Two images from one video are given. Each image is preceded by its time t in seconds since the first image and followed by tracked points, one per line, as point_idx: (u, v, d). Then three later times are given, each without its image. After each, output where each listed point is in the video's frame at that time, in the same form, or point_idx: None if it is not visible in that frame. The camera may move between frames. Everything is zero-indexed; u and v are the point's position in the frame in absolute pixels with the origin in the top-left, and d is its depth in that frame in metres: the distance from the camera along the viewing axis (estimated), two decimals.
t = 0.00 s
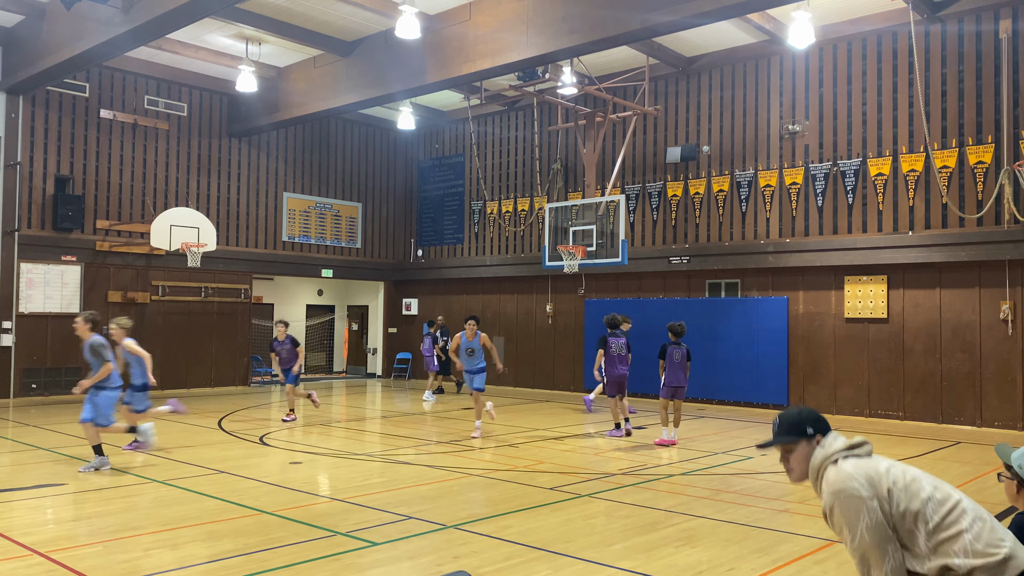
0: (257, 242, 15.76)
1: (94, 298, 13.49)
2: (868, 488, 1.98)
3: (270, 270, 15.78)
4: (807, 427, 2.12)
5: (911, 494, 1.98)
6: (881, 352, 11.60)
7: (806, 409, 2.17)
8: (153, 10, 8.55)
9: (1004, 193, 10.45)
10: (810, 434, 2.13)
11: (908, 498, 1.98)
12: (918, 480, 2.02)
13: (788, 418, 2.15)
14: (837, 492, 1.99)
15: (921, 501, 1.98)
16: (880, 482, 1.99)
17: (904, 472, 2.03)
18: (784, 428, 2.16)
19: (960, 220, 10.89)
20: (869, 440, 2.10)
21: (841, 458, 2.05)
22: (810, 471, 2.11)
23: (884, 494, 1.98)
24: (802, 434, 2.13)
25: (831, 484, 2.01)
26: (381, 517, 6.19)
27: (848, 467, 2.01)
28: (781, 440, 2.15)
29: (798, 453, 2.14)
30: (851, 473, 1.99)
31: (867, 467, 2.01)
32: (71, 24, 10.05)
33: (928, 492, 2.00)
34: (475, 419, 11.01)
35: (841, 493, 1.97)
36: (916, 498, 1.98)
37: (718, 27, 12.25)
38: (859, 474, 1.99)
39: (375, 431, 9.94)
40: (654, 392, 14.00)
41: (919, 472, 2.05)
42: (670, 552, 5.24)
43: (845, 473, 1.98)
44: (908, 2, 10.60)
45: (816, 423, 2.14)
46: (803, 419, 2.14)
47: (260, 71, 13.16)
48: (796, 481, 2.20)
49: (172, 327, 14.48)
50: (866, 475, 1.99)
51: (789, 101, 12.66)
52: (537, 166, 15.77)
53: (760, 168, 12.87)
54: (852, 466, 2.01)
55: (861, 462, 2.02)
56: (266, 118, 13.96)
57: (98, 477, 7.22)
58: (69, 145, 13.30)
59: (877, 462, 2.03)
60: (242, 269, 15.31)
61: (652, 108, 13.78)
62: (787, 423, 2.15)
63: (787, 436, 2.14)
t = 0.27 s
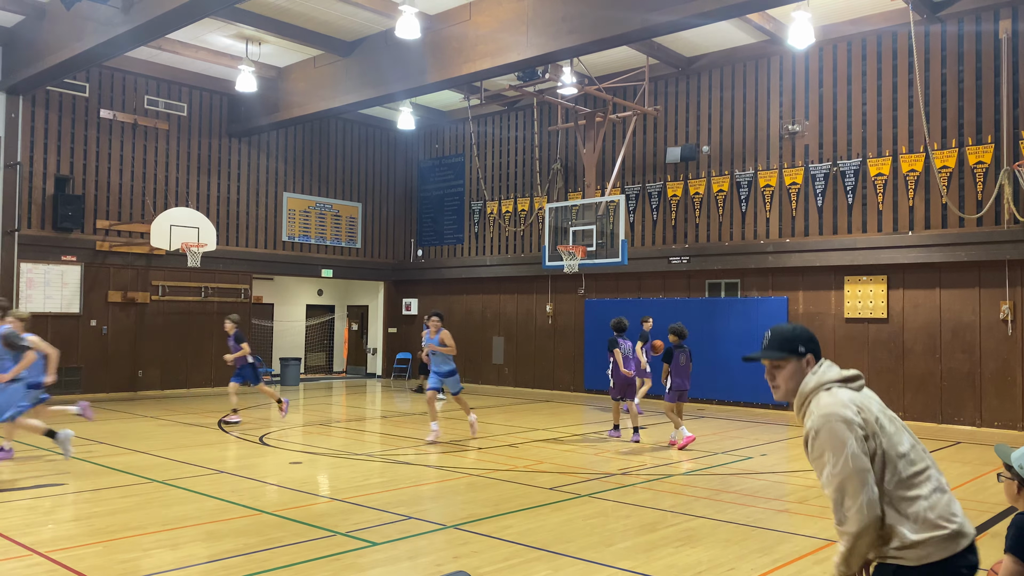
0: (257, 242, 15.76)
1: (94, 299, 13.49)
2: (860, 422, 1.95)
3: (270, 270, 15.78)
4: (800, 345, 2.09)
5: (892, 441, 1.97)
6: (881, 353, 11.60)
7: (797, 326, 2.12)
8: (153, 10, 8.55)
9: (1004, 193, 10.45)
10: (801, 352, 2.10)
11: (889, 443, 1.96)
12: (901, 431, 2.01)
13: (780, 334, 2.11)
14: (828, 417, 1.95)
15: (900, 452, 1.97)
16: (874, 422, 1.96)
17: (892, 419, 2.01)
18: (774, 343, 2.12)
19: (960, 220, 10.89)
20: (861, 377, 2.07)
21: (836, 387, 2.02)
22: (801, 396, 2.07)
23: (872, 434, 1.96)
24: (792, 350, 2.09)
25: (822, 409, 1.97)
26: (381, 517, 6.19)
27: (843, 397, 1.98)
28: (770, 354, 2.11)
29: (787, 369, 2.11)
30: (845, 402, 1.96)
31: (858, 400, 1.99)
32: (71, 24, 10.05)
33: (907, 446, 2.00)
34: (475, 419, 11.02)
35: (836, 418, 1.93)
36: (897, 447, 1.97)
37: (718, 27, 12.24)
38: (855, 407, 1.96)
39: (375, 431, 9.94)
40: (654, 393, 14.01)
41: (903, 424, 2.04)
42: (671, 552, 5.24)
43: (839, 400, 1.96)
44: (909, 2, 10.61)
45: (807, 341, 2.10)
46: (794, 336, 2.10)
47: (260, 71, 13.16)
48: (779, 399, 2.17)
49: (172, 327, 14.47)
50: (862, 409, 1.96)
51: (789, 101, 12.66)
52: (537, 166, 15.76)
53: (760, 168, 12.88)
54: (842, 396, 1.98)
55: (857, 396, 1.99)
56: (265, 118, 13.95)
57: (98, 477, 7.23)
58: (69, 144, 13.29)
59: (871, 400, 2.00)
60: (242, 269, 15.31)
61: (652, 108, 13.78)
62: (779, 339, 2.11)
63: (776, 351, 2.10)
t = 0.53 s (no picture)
0: (256, 242, 15.76)
1: (94, 299, 13.49)
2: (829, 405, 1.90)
3: (270, 270, 15.78)
4: (784, 313, 2.09)
5: (858, 432, 1.92)
6: (881, 353, 11.60)
7: (784, 293, 2.12)
8: (153, 9, 8.55)
9: (1004, 193, 10.44)
10: (785, 320, 2.10)
11: (854, 433, 1.91)
12: (872, 424, 1.96)
13: (766, 301, 2.11)
14: (796, 390, 1.92)
15: (862, 446, 1.92)
16: (844, 410, 1.91)
17: (863, 411, 1.96)
18: (759, 311, 2.12)
19: (960, 221, 10.89)
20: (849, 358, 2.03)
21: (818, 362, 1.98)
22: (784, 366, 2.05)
23: (838, 420, 1.90)
24: (777, 318, 2.09)
25: (795, 381, 1.94)
26: (381, 517, 6.19)
27: (819, 375, 1.93)
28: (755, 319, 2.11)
29: (772, 336, 2.12)
30: (819, 378, 1.92)
31: (835, 379, 1.94)
32: (71, 24, 10.05)
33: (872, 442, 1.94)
34: (475, 420, 11.03)
35: (804, 393, 1.89)
36: (860, 440, 1.92)
37: (718, 27, 12.24)
38: (828, 389, 1.91)
39: (375, 432, 9.94)
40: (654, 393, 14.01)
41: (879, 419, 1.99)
42: (670, 552, 5.24)
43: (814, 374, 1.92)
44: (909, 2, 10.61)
45: (792, 309, 2.10)
46: (780, 303, 2.10)
47: (260, 71, 13.15)
48: (762, 365, 2.18)
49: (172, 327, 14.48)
50: (835, 393, 1.91)
51: (788, 102, 12.66)
52: (537, 166, 15.76)
53: (760, 168, 12.87)
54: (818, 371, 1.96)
55: (835, 377, 1.94)
56: (265, 118, 13.94)
57: (98, 477, 7.23)
58: (69, 144, 13.29)
59: (849, 386, 1.95)
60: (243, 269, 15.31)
61: (652, 108, 13.78)
62: (764, 305, 2.11)
63: (760, 318, 2.10)
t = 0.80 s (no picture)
0: (256, 242, 15.76)
1: (94, 299, 13.49)
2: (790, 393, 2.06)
3: (269, 270, 15.78)
4: (750, 307, 2.19)
5: (808, 424, 2.09)
6: (880, 353, 11.60)
7: (749, 289, 2.21)
8: (153, 9, 8.54)
9: (1004, 193, 10.44)
10: (751, 314, 2.20)
11: (806, 425, 2.08)
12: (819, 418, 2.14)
13: (732, 296, 2.21)
14: (761, 378, 2.06)
15: (811, 438, 2.10)
16: (802, 401, 2.08)
17: (814, 408, 2.14)
18: (726, 305, 2.21)
19: (960, 221, 10.89)
20: (809, 357, 2.18)
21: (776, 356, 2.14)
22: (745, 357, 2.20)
23: (796, 410, 2.07)
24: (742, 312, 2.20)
25: (757, 371, 2.08)
26: (380, 517, 6.20)
27: (780, 366, 2.09)
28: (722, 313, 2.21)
29: (738, 329, 2.22)
30: (781, 369, 2.08)
31: (794, 373, 2.11)
32: (71, 24, 10.05)
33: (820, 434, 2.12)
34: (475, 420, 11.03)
35: (770, 380, 2.04)
36: (811, 431, 2.09)
37: (718, 27, 12.23)
38: (789, 379, 2.08)
39: (375, 432, 9.95)
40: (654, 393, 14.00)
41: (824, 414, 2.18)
42: (670, 552, 5.25)
43: (776, 365, 2.08)
44: (909, 2, 10.62)
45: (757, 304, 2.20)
46: (746, 298, 2.20)
47: (259, 71, 13.15)
48: (727, 356, 2.30)
49: (172, 327, 14.48)
50: (794, 384, 2.08)
51: (788, 102, 12.66)
52: (536, 166, 15.76)
53: (760, 168, 12.87)
54: (780, 364, 2.11)
55: (792, 371, 2.12)
56: (265, 117, 13.93)
57: (98, 477, 7.23)
58: (69, 144, 13.28)
59: (803, 383, 2.13)
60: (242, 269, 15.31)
61: (652, 108, 13.79)
62: (730, 300, 2.21)
63: (726, 312, 2.21)
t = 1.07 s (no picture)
0: (257, 242, 15.76)
1: (94, 299, 13.49)
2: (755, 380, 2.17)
3: (269, 270, 15.78)
4: (695, 303, 2.30)
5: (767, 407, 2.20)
6: (880, 353, 11.61)
7: (691, 287, 2.32)
8: (153, 10, 8.55)
9: (1004, 194, 10.44)
10: (696, 310, 2.31)
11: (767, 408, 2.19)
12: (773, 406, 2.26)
13: (677, 294, 2.32)
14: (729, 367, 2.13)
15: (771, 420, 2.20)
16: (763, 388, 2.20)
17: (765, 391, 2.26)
18: (672, 302, 2.32)
19: (960, 221, 10.89)
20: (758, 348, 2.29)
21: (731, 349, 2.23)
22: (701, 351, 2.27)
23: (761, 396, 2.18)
24: (687, 308, 2.31)
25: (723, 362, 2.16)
26: (381, 517, 6.20)
27: (740, 357, 2.19)
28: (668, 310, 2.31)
29: (685, 325, 2.33)
30: (738, 359, 2.17)
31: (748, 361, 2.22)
32: (71, 24, 10.05)
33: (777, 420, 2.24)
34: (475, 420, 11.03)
35: (734, 370, 2.12)
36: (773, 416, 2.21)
37: (718, 27, 12.23)
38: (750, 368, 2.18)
39: (375, 432, 9.95)
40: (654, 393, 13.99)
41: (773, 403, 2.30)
42: (670, 552, 5.25)
43: (733, 356, 2.17)
44: (909, 2, 10.62)
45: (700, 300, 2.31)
46: (689, 295, 2.30)
47: (259, 71, 13.15)
48: (676, 353, 2.39)
49: (172, 327, 14.47)
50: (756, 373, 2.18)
51: (788, 102, 12.66)
52: (536, 166, 15.76)
53: (760, 168, 12.87)
54: (736, 355, 2.20)
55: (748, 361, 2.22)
56: (265, 118, 13.94)
57: (98, 477, 7.23)
58: (69, 144, 13.28)
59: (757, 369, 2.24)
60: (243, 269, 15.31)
61: (652, 108, 13.79)
62: (676, 299, 2.31)
63: (672, 309, 2.31)
